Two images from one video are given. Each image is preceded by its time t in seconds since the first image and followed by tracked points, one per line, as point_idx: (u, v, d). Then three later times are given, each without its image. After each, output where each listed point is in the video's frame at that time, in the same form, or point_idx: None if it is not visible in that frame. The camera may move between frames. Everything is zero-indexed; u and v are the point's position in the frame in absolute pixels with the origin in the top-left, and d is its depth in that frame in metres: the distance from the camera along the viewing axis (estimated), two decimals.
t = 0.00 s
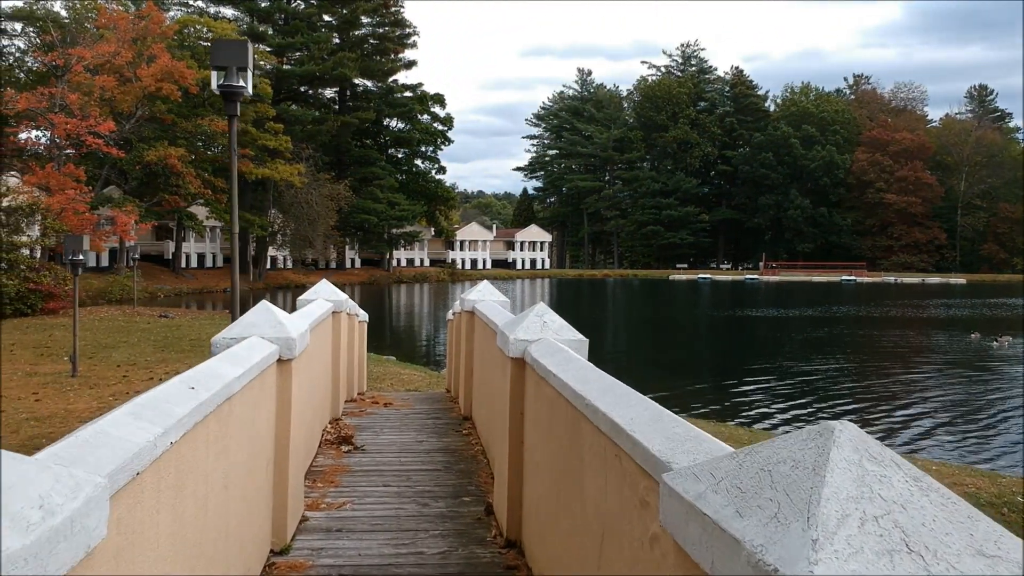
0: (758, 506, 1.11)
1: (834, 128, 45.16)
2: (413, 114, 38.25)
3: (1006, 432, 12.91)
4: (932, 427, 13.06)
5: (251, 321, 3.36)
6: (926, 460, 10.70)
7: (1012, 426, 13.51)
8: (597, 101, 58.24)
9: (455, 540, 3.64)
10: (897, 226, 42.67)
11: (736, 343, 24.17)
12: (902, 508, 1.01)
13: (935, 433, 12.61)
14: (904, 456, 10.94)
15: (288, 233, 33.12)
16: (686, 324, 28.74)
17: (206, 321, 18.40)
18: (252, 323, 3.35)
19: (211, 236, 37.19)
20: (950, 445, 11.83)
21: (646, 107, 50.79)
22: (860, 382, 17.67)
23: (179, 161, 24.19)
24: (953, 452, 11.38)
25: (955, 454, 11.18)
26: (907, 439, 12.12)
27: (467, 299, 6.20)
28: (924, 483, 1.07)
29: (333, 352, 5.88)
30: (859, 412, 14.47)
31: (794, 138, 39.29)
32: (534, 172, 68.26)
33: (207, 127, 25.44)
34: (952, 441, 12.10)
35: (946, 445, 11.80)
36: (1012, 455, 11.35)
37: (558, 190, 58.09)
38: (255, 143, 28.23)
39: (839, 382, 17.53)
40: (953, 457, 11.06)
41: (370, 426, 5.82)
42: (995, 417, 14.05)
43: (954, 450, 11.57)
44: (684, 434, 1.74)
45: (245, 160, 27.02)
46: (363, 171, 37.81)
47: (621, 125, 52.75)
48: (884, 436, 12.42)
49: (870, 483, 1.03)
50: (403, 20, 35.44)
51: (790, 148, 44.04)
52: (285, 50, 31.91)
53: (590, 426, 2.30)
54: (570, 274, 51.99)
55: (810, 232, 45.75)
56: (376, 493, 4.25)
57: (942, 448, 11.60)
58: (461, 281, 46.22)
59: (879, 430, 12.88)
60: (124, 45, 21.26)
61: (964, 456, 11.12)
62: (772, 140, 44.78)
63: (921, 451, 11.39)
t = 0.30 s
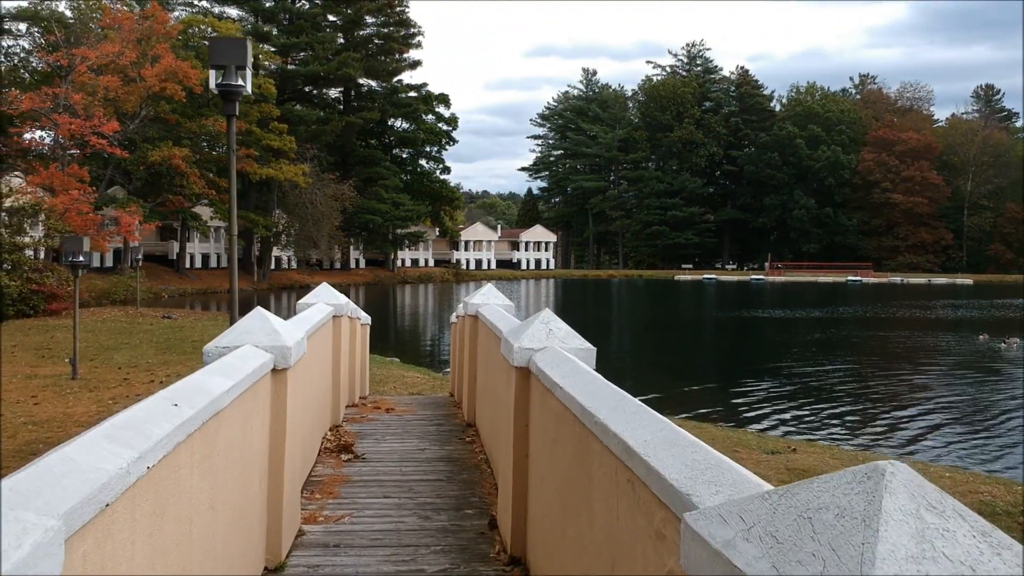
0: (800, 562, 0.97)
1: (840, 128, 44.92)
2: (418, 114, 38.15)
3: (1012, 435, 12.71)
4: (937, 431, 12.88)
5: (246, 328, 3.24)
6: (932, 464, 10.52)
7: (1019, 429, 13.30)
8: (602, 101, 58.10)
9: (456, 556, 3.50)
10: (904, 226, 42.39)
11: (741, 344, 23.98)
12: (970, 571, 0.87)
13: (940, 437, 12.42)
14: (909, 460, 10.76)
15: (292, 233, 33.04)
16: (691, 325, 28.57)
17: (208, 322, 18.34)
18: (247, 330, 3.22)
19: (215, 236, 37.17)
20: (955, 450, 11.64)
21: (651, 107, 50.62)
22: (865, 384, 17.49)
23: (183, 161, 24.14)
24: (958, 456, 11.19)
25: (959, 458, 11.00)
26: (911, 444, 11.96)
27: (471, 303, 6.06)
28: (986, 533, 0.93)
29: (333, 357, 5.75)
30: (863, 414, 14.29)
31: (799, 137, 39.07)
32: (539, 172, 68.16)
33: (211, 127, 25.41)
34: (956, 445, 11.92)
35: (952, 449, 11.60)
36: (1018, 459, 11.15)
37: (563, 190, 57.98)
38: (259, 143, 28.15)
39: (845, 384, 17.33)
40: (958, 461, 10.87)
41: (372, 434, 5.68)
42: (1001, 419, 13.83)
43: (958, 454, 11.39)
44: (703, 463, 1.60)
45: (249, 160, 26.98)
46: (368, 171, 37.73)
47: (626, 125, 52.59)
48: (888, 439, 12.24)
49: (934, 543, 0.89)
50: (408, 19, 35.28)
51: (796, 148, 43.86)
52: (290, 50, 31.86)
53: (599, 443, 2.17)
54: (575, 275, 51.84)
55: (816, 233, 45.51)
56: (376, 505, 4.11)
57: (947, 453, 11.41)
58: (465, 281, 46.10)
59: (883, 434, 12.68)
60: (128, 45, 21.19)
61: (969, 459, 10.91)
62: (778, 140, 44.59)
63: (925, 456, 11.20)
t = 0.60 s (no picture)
0: None
1: (849, 127, 44.60)
2: (425, 114, 38.05)
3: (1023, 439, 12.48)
4: (946, 435, 12.66)
5: (242, 337, 3.11)
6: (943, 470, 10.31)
7: None
8: (609, 101, 57.89)
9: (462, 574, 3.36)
10: (913, 226, 42.08)
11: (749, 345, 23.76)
12: None
13: (949, 441, 12.21)
14: (918, 465, 10.54)
15: (300, 233, 32.98)
16: (699, 326, 28.34)
17: (212, 322, 18.30)
18: (244, 337, 3.10)
19: (223, 237, 37.21)
20: (964, 454, 11.43)
21: (659, 107, 50.39)
22: (873, 385, 17.27)
23: (191, 161, 24.16)
24: (967, 461, 10.97)
25: (968, 463, 10.78)
26: (920, 448, 11.76)
27: (478, 307, 5.93)
28: None
29: (337, 362, 5.62)
30: (870, 416, 14.09)
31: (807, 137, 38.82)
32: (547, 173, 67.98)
33: (218, 127, 25.40)
34: (966, 449, 11.71)
35: (962, 454, 11.37)
36: None
37: (571, 191, 57.82)
38: (267, 143, 28.12)
39: (852, 386, 17.10)
40: (966, 465, 10.66)
41: (376, 441, 5.55)
42: (1011, 423, 13.60)
43: (968, 458, 11.17)
44: (728, 492, 1.48)
45: (256, 160, 26.96)
46: (375, 171, 37.64)
47: (634, 125, 52.39)
48: (896, 443, 12.02)
49: None
50: (415, 19, 35.12)
51: (804, 147, 43.59)
52: (297, 50, 31.83)
53: (613, 463, 2.05)
54: (583, 275, 51.64)
55: (825, 233, 45.19)
56: (381, 516, 3.97)
57: (956, 457, 11.20)
58: (473, 281, 45.97)
59: (891, 437, 12.46)
60: (136, 45, 21.20)
61: (979, 465, 10.68)
62: (786, 139, 44.31)
63: (933, 460, 10.97)
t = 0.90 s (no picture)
0: None
1: (860, 126, 44.22)
2: (433, 114, 37.94)
3: None
4: (956, 437, 12.43)
5: (239, 343, 2.98)
6: (954, 473, 10.10)
7: None
8: (618, 100, 57.63)
9: None
10: (924, 226, 41.73)
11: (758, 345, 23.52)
12: None
13: (959, 444, 11.98)
14: (927, 468, 10.34)
15: (308, 233, 32.91)
16: (708, 326, 28.10)
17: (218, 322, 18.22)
18: (240, 344, 2.98)
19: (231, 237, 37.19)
20: (975, 457, 11.20)
21: (668, 106, 50.12)
22: (884, 387, 17.02)
23: (199, 161, 24.15)
24: (978, 465, 10.74)
25: (978, 467, 10.56)
26: (929, 450, 11.54)
27: (485, 309, 5.79)
28: None
29: (342, 365, 5.49)
30: (879, 418, 13.87)
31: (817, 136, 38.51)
32: (555, 173, 67.81)
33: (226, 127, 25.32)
34: (977, 452, 11.48)
35: (975, 458, 11.12)
36: None
37: (579, 190, 57.58)
38: (275, 143, 28.06)
39: (862, 388, 16.83)
40: (976, 469, 10.45)
41: (381, 446, 5.42)
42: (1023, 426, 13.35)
43: (979, 462, 10.95)
44: (762, 531, 1.34)
45: (264, 160, 26.88)
46: (383, 171, 37.52)
47: (643, 125, 52.15)
48: (906, 446, 11.78)
49: None
50: (424, 18, 34.95)
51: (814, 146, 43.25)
52: (305, 50, 31.75)
53: (627, 484, 1.91)
54: (592, 275, 51.42)
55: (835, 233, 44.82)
56: (385, 528, 3.83)
57: (966, 460, 10.98)
58: (481, 281, 45.84)
59: (902, 440, 12.20)
60: (144, 46, 21.12)
61: (992, 468, 10.43)
62: (796, 139, 43.98)
63: (943, 464, 10.75)
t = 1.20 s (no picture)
0: None
1: (873, 126, 43.82)
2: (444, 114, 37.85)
3: None
4: (970, 441, 12.19)
5: (237, 350, 2.86)
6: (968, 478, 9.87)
7: None
8: (628, 100, 57.38)
9: None
10: (937, 226, 41.37)
11: (768, 346, 23.25)
12: None
13: (973, 447, 11.73)
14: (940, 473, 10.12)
15: (318, 233, 32.89)
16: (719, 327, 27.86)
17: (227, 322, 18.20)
18: (237, 351, 2.85)
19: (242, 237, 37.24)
20: (989, 461, 10.94)
21: (679, 105, 49.84)
22: (897, 389, 16.74)
23: (209, 161, 24.18)
24: (992, 468, 10.50)
25: (992, 471, 10.32)
26: (942, 454, 11.30)
27: (496, 312, 5.65)
28: None
29: (348, 369, 5.36)
30: (891, 420, 13.62)
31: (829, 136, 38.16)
32: (566, 173, 67.58)
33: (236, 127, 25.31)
34: (991, 456, 11.23)
35: (988, 461, 10.88)
36: None
37: (590, 190, 57.38)
38: (285, 143, 28.06)
39: (874, 389, 16.56)
40: (989, 473, 10.21)
41: (389, 453, 5.28)
42: None
43: (993, 466, 10.71)
44: (802, 574, 1.21)
45: (275, 160, 26.88)
46: (393, 171, 37.43)
47: (653, 125, 51.90)
48: (917, 449, 11.54)
49: None
50: (434, 18, 34.85)
51: (825, 146, 42.88)
52: (315, 50, 31.72)
53: (648, 509, 1.76)
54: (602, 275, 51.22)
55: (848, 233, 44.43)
56: (391, 541, 3.69)
57: (979, 464, 10.74)
58: (491, 281, 45.73)
59: (914, 443, 11.96)
60: (154, 46, 21.15)
61: (1005, 473, 10.19)
62: (807, 138, 43.63)
63: (956, 468, 10.51)
